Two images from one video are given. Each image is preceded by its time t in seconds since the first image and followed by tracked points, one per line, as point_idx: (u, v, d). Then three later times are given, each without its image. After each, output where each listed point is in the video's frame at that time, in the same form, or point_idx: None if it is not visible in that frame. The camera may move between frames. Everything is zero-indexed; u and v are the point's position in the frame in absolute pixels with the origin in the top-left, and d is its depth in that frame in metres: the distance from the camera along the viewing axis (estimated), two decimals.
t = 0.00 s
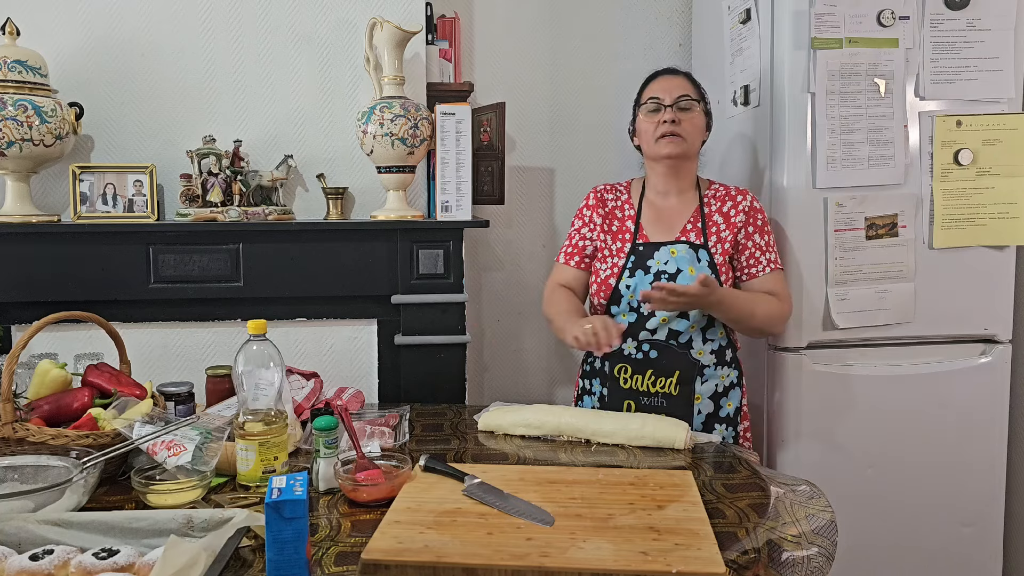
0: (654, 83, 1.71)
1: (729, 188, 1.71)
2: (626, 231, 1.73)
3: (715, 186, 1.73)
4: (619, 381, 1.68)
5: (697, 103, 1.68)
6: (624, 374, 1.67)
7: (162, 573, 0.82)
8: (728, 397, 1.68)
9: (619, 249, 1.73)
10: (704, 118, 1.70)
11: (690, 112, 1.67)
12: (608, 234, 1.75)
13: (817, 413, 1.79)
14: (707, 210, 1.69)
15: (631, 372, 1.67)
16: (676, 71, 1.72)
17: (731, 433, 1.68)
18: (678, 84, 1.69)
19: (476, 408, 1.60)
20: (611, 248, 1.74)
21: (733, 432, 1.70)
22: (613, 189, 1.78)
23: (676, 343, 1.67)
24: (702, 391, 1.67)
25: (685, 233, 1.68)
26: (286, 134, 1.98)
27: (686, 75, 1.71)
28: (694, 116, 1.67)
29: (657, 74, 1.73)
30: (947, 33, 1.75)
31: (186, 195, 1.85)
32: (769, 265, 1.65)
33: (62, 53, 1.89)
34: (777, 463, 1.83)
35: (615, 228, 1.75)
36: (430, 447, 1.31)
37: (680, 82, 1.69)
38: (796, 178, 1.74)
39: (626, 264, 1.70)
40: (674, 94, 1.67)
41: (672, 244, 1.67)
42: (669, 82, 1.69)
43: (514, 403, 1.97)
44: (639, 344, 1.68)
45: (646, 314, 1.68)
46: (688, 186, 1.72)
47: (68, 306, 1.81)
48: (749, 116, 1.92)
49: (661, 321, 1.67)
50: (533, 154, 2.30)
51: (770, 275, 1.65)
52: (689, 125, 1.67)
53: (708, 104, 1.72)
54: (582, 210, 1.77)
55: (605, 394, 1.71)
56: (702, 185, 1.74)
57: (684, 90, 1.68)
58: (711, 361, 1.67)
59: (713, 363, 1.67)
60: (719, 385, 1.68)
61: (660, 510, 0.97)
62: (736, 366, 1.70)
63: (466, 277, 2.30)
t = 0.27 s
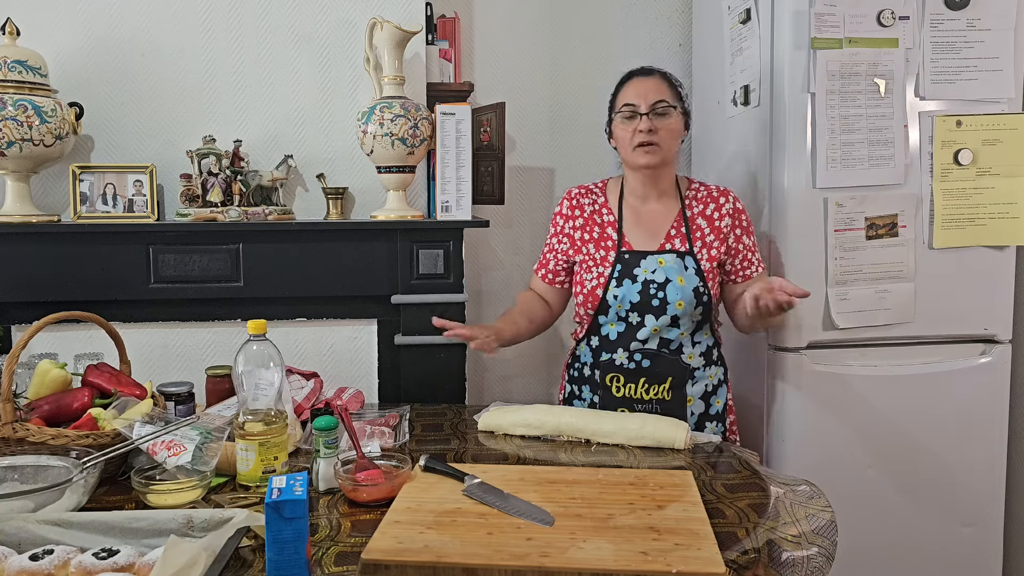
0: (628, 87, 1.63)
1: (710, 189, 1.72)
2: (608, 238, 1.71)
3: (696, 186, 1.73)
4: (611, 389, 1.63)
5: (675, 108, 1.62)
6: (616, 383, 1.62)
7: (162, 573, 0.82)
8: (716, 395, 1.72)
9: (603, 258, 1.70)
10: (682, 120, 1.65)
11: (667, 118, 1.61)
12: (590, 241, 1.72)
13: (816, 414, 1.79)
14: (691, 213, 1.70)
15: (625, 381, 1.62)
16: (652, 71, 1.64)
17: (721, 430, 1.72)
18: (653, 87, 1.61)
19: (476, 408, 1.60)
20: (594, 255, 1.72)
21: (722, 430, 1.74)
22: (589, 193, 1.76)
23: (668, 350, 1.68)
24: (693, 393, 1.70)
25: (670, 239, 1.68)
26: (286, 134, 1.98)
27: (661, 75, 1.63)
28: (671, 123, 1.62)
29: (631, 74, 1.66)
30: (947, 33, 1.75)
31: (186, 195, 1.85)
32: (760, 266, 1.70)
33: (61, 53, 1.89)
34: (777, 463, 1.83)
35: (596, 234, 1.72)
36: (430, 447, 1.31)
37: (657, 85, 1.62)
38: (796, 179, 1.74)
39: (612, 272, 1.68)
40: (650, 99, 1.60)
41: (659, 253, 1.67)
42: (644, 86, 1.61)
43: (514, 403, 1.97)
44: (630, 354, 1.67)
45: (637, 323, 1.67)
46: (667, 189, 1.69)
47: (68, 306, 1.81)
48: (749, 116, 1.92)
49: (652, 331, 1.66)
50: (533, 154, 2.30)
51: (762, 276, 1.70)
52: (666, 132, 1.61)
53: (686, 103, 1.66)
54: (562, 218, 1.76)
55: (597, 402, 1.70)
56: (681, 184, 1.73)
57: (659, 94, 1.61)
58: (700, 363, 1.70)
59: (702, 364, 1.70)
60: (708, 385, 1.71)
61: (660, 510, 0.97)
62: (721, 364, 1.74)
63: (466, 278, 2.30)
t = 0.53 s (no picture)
0: (596, 111, 1.57)
1: (689, 191, 1.72)
2: (589, 244, 1.70)
3: (674, 189, 1.73)
4: (597, 393, 1.65)
5: (642, 134, 1.56)
6: (603, 387, 1.64)
7: (162, 573, 0.82)
8: (701, 392, 1.73)
9: (585, 264, 1.70)
10: (653, 138, 1.59)
11: (635, 149, 1.56)
12: (572, 247, 1.71)
13: (816, 414, 1.79)
14: (671, 216, 1.70)
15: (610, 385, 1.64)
16: (620, 92, 1.55)
17: (706, 426, 1.73)
18: (621, 115, 1.55)
19: (476, 408, 1.60)
20: (576, 262, 1.71)
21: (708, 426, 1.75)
22: (568, 198, 1.75)
23: (653, 352, 1.67)
24: (679, 393, 1.70)
25: (651, 244, 1.68)
26: (286, 134, 1.98)
27: (631, 97, 1.55)
28: (640, 149, 1.57)
29: (599, 93, 1.57)
30: (947, 33, 1.75)
31: (186, 195, 1.85)
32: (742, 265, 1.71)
33: (61, 53, 1.89)
34: (776, 464, 1.83)
35: (577, 240, 1.71)
36: (430, 448, 1.31)
37: (624, 111, 1.54)
38: (796, 179, 1.74)
39: (596, 279, 1.67)
40: (618, 130, 1.55)
41: (641, 259, 1.66)
42: (611, 112, 1.55)
43: (514, 403, 1.97)
44: (616, 358, 1.67)
45: (621, 329, 1.66)
46: (643, 196, 1.68)
47: (68, 306, 1.81)
48: (749, 116, 1.92)
49: (637, 337, 1.66)
50: (532, 154, 2.30)
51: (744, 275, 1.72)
52: (634, 161, 1.58)
53: (659, 117, 1.59)
54: (541, 224, 1.74)
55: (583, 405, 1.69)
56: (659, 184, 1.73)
57: (627, 123, 1.55)
58: (685, 363, 1.70)
59: (686, 363, 1.70)
60: (693, 384, 1.71)
61: (660, 510, 0.97)
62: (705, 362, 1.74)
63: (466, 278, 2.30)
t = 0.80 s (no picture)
0: (587, 132, 1.54)
1: (677, 190, 1.71)
2: (580, 244, 1.69)
3: (663, 188, 1.72)
4: (589, 389, 1.67)
5: (634, 155, 1.56)
6: (594, 384, 1.67)
7: (162, 573, 0.82)
8: (694, 390, 1.71)
9: (576, 263, 1.69)
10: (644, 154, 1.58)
11: (627, 171, 1.55)
12: (562, 246, 1.71)
13: (815, 414, 1.79)
14: (659, 215, 1.69)
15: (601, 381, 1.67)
16: (612, 114, 1.52)
17: (699, 424, 1.71)
18: (614, 138, 1.52)
19: (476, 408, 1.60)
20: (567, 262, 1.70)
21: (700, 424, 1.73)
22: (560, 198, 1.74)
23: (643, 348, 1.67)
24: (670, 390, 1.68)
25: (639, 243, 1.68)
26: (286, 134, 1.98)
27: (624, 119, 1.52)
28: (632, 168, 1.57)
29: (591, 113, 1.54)
30: (947, 33, 1.75)
31: (186, 195, 1.85)
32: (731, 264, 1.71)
33: (62, 53, 1.89)
34: (776, 464, 1.83)
35: (568, 240, 1.70)
36: (431, 447, 1.31)
37: (616, 135, 1.52)
38: (796, 179, 1.74)
39: (587, 279, 1.67)
40: (611, 152, 1.53)
41: (630, 259, 1.66)
42: (602, 134, 1.52)
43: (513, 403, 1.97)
44: (607, 355, 1.67)
45: (612, 326, 1.66)
46: (632, 200, 1.67)
47: (68, 306, 1.81)
48: (749, 116, 1.92)
49: (628, 334, 1.66)
50: (532, 154, 2.30)
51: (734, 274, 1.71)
52: (625, 181, 1.57)
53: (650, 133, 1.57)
54: (532, 223, 1.73)
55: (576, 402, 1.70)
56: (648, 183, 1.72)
57: (620, 145, 1.53)
58: (676, 360, 1.69)
59: (677, 360, 1.70)
60: (685, 381, 1.70)
61: (660, 510, 0.97)
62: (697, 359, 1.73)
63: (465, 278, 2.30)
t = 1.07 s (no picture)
0: (593, 132, 1.54)
1: (681, 191, 1.72)
2: (583, 245, 1.69)
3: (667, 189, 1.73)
4: (591, 389, 1.66)
5: (639, 156, 1.55)
6: (597, 384, 1.66)
7: (162, 573, 0.82)
8: (696, 390, 1.73)
9: (579, 264, 1.69)
10: (648, 154, 1.58)
11: (632, 171, 1.55)
12: (566, 247, 1.71)
13: (815, 414, 1.79)
14: (663, 216, 1.70)
15: (605, 381, 1.66)
16: (616, 114, 1.52)
17: (700, 425, 1.72)
18: (619, 138, 1.52)
19: (476, 408, 1.60)
20: (570, 262, 1.70)
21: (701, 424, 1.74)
22: (563, 199, 1.74)
23: (646, 348, 1.67)
24: (672, 390, 1.69)
25: (644, 244, 1.68)
26: (286, 134, 1.98)
27: (629, 119, 1.52)
28: (637, 168, 1.57)
29: (596, 114, 1.54)
30: (947, 33, 1.75)
31: (186, 195, 1.85)
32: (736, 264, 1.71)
33: (61, 53, 1.89)
34: (776, 464, 1.83)
35: (571, 241, 1.70)
36: (430, 447, 1.31)
37: (621, 135, 1.52)
38: (796, 179, 1.74)
39: (590, 279, 1.67)
40: (616, 152, 1.53)
41: (634, 260, 1.66)
42: (607, 134, 1.52)
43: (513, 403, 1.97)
44: (610, 355, 1.67)
45: (615, 327, 1.66)
46: (637, 200, 1.67)
47: (68, 306, 1.81)
48: (749, 116, 1.92)
49: (631, 335, 1.66)
50: (532, 154, 2.30)
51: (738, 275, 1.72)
52: (630, 181, 1.57)
53: (654, 133, 1.58)
54: (535, 224, 1.73)
55: (578, 402, 1.69)
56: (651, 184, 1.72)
57: (625, 146, 1.53)
58: (679, 361, 1.70)
59: (680, 361, 1.71)
60: (687, 381, 1.72)
61: (660, 510, 0.97)
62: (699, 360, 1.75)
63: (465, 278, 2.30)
